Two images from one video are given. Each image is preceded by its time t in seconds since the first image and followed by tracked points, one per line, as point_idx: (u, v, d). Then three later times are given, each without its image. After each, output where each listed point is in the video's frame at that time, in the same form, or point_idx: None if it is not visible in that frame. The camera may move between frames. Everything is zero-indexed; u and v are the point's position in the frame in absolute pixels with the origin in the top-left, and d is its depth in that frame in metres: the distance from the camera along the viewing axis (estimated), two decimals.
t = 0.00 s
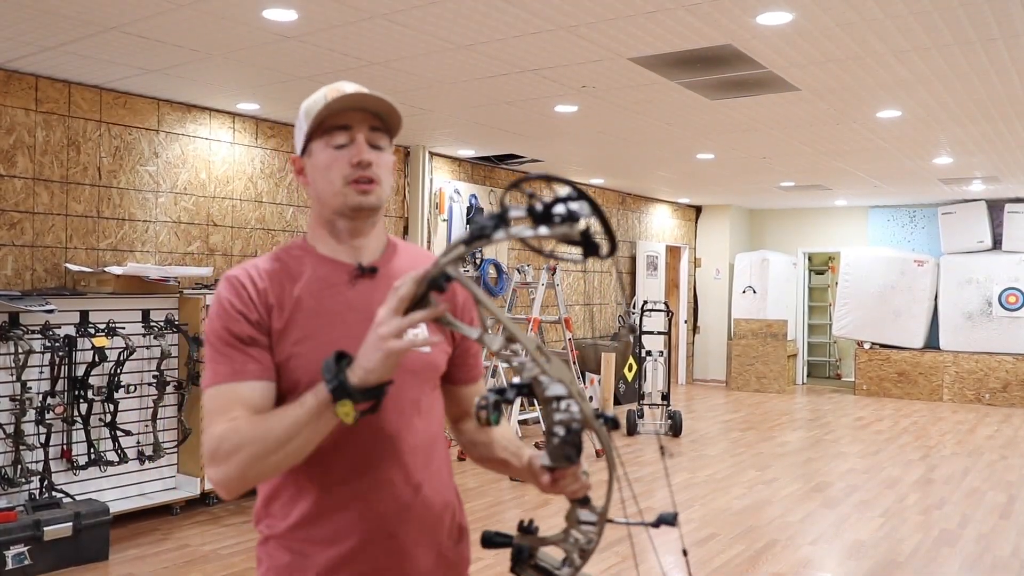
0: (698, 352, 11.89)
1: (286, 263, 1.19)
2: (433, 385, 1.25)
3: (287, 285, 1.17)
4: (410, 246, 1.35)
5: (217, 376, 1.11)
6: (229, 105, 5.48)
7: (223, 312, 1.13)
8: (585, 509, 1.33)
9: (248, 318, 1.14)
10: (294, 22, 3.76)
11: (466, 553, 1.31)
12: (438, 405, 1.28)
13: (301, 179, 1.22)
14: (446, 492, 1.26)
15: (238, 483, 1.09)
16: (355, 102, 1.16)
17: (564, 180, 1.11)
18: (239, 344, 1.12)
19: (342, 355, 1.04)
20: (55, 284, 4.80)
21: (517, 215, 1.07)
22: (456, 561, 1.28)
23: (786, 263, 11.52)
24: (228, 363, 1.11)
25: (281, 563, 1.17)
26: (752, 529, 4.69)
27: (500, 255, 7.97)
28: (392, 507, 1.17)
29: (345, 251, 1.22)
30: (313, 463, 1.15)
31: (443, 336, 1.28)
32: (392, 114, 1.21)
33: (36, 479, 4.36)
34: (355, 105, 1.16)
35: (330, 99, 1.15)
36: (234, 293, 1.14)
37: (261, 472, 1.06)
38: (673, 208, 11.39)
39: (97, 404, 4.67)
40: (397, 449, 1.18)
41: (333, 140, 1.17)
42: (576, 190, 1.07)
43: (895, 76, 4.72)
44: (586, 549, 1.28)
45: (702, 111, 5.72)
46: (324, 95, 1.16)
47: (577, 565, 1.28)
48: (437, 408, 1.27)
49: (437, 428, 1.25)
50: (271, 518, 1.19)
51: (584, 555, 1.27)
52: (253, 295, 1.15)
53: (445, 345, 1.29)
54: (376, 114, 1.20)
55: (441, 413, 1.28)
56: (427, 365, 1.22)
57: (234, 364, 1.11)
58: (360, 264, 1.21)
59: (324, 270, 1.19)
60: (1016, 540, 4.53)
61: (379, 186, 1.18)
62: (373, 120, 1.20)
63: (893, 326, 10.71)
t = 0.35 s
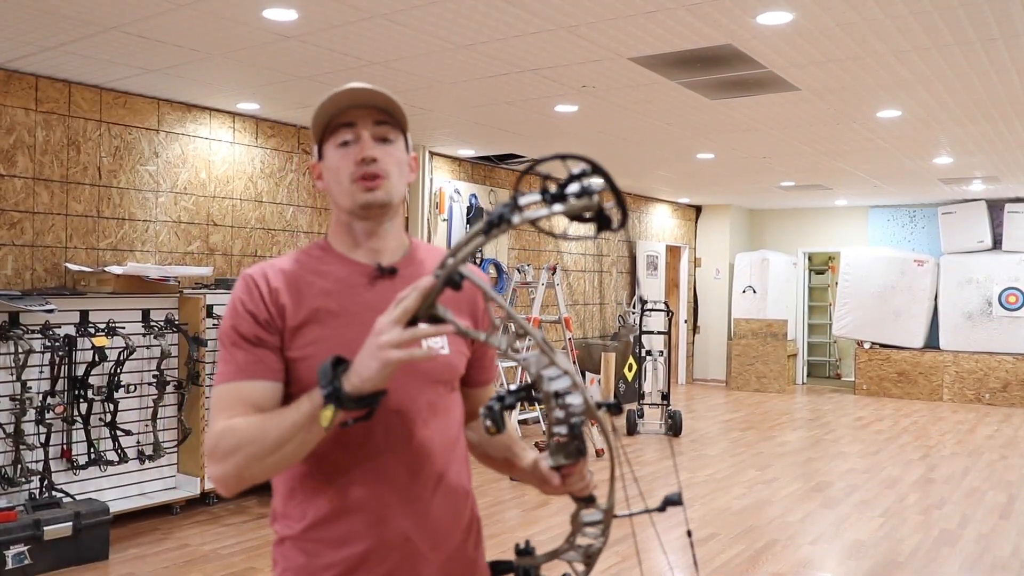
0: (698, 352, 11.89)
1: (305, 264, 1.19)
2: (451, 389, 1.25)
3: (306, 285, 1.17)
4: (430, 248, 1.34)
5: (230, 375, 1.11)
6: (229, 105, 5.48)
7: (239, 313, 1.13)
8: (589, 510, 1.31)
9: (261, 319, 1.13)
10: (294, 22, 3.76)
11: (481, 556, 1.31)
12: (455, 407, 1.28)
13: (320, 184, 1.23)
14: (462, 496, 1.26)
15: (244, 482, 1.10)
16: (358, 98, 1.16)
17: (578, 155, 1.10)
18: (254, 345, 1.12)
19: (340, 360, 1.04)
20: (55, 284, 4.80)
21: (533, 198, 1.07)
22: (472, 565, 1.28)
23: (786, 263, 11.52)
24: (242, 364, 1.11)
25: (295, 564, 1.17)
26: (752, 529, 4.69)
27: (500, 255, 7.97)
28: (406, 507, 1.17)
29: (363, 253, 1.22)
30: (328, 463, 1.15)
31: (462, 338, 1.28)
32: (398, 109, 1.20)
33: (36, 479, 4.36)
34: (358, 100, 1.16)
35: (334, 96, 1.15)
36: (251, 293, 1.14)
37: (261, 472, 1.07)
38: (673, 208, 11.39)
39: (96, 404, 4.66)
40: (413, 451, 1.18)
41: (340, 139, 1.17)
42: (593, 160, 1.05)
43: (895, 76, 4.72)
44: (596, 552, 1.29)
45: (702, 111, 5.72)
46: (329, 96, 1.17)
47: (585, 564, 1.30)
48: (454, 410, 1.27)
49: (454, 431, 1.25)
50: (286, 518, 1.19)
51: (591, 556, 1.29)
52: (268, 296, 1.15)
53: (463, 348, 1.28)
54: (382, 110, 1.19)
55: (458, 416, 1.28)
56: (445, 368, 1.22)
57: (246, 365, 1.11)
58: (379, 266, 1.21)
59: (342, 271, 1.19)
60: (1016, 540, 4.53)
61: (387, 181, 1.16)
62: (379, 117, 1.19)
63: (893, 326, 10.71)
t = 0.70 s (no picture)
0: (698, 352, 11.89)
1: (312, 265, 1.19)
2: (458, 389, 1.25)
3: (313, 285, 1.17)
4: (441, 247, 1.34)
5: (236, 375, 1.12)
6: (229, 105, 5.49)
7: (245, 313, 1.14)
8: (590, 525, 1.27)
9: (267, 319, 1.14)
10: (294, 22, 3.76)
11: (487, 559, 1.30)
12: (463, 409, 1.28)
13: (328, 182, 1.22)
14: (468, 495, 1.26)
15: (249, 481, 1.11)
16: (370, 100, 1.15)
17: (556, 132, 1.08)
18: (260, 345, 1.13)
19: (333, 352, 1.04)
20: (55, 284, 4.80)
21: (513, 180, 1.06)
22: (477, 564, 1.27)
23: (786, 263, 11.53)
24: (247, 363, 1.12)
25: (299, 564, 1.17)
26: (752, 529, 4.69)
27: (500, 254, 7.98)
28: (410, 509, 1.18)
29: (370, 253, 1.22)
30: (334, 464, 1.16)
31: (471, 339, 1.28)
32: (411, 111, 1.18)
33: (36, 479, 4.36)
34: (369, 103, 1.15)
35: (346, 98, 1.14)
36: (258, 294, 1.15)
37: (266, 469, 1.08)
38: (673, 208, 11.39)
39: (96, 404, 4.66)
40: (418, 453, 1.18)
41: (352, 141, 1.16)
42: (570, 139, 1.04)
43: (895, 76, 4.73)
44: (602, 567, 1.25)
45: (702, 111, 5.71)
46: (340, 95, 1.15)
47: None
48: (461, 412, 1.27)
49: (460, 432, 1.25)
50: (292, 518, 1.20)
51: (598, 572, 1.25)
52: (275, 297, 1.16)
53: (472, 348, 1.28)
54: (394, 112, 1.18)
55: (465, 417, 1.28)
56: (452, 370, 1.22)
57: (253, 366, 1.12)
58: (385, 266, 1.20)
59: (349, 271, 1.19)
60: (1016, 540, 4.53)
61: (399, 185, 1.15)
62: (391, 119, 1.17)
63: (893, 326, 10.71)
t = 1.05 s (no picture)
0: (698, 352, 11.89)
1: (313, 265, 1.20)
2: (458, 391, 1.25)
3: (313, 286, 1.17)
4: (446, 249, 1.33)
5: (236, 374, 1.13)
6: (229, 105, 5.49)
7: (246, 313, 1.15)
8: (587, 556, 1.26)
9: (268, 319, 1.15)
10: (294, 22, 3.76)
11: (488, 559, 1.30)
12: (463, 410, 1.27)
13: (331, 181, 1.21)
14: (469, 495, 1.26)
15: (250, 481, 1.12)
16: (381, 108, 1.13)
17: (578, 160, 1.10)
18: (261, 345, 1.14)
19: (331, 347, 1.05)
20: (55, 284, 4.80)
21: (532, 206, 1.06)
22: (478, 564, 1.27)
23: (786, 263, 11.52)
24: (248, 362, 1.13)
25: (300, 564, 1.17)
26: (752, 529, 4.69)
27: (500, 255, 7.98)
28: (410, 509, 1.18)
29: (371, 255, 1.22)
30: (334, 463, 1.16)
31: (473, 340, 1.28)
32: (421, 119, 1.17)
33: (36, 479, 4.36)
34: (380, 110, 1.13)
35: (359, 104, 1.13)
36: (259, 295, 1.16)
37: (264, 467, 1.08)
38: (673, 208, 11.38)
39: (96, 404, 4.66)
40: (417, 453, 1.18)
41: (359, 147, 1.15)
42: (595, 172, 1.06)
43: (895, 76, 4.73)
44: None
45: (702, 111, 5.71)
46: (350, 98, 1.13)
47: None
48: (462, 412, 1.26)
49: (460, 432, 1.25)
50: (292, 517, 1.20)
51: None
52: (276, 297, 1.16)
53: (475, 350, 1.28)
54: (404, 119, 1.16)
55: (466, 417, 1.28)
56: (451, 370, 1.22)
57: (253, 365, 1.13)
58: (385, 267, 1.20)
59: (349, 271, 1.19)
60: (1016, 540, 4.53)
61: (404, 193, 1.15)
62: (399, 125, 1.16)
63: (893, 326, 10.71)
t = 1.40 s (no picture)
0: (698, 352, 11.89)
1: (315, 266, 1.20)
2: (459, 391, 1.25)
3: (316, 287, 1.18)
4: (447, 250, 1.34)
5: (239, 372, 1.13)
6: (230, 105, 5.49)
7: (250, 313, 1.15)
8: (588, 557, 1.26)
9: (272, 319, 1.15)
10: (294, 22, 3.76)
11: (487, 559, 1.30)
12: (464, 411, 1.28)
13: (333, 183, 1.21)
14: (470, 495, 1.26)
15: (253, 478, 1.12)
16: (387, 112, 1.13)
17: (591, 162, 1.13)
18: (265, 344, 1.14)
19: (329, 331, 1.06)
20: (55, 284, 4.80)
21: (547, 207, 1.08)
22: (478, 564, 1.28)
23: (786, 263, 11.52)
24: (252, 361, 1.13)
25: (300, 563, 1.17)
26: (752, 529, 4.69)
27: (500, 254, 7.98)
28: (412, 508, 1.18)
29: (373, 256, 1.22)
30: (336, 462, 1.16)
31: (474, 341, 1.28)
32: (427, 123, 1.17)
33: (36, 479, 4.36)
34: (386, 114, 1.13)
35: (366, 107, 1.12)
36: (262, 295, 1.15)
37: (266, 459, 1.08)
38: (673, 208, 11.38)
39: (96, 404, 4.66)
40: (421, 452, 1.18)
41: (366, 151, 1.15)
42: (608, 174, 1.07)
43: (895, 77, 4.73)
44: None
45: (702, 111, 5.71)
46: (356, 100, 1.13)
47: None
48: (463, 413, 1.27)
49: (461, 432, 1.25)
50: (293, 516, 1.20)
51: None
52: (280, 298, 1.16)
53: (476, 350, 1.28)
54: (409, 123, 1.16)
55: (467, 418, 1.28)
56: (452, 371, 1.22)
57: (257, 363, 1.13)
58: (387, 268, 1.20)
59: (351, 272, 1.19)
60: (1016, 540, 4.53)
61: (411, 197, 1.15)
62: (404, 129, 1.16)
63: (893, 326, 10.72)
